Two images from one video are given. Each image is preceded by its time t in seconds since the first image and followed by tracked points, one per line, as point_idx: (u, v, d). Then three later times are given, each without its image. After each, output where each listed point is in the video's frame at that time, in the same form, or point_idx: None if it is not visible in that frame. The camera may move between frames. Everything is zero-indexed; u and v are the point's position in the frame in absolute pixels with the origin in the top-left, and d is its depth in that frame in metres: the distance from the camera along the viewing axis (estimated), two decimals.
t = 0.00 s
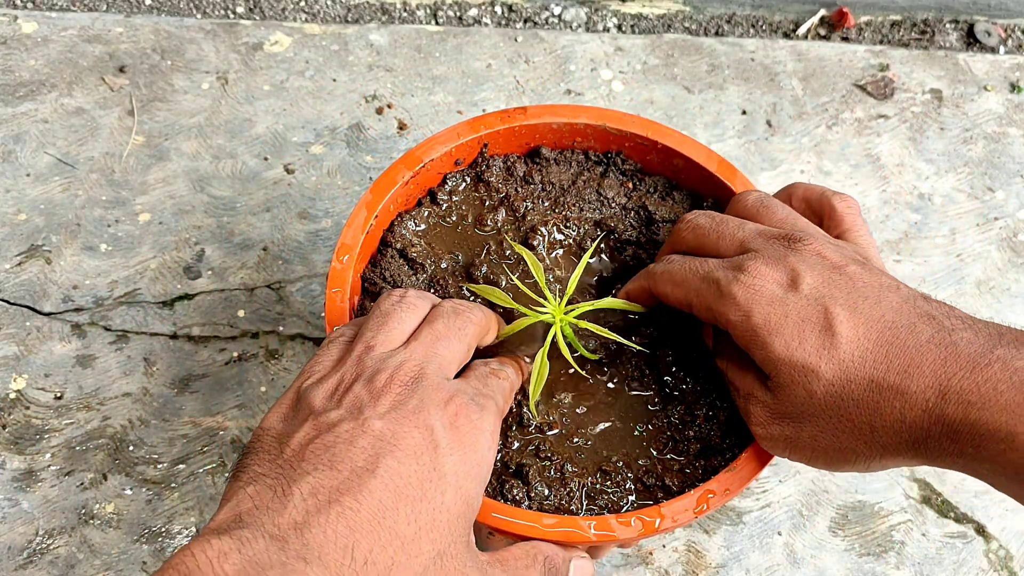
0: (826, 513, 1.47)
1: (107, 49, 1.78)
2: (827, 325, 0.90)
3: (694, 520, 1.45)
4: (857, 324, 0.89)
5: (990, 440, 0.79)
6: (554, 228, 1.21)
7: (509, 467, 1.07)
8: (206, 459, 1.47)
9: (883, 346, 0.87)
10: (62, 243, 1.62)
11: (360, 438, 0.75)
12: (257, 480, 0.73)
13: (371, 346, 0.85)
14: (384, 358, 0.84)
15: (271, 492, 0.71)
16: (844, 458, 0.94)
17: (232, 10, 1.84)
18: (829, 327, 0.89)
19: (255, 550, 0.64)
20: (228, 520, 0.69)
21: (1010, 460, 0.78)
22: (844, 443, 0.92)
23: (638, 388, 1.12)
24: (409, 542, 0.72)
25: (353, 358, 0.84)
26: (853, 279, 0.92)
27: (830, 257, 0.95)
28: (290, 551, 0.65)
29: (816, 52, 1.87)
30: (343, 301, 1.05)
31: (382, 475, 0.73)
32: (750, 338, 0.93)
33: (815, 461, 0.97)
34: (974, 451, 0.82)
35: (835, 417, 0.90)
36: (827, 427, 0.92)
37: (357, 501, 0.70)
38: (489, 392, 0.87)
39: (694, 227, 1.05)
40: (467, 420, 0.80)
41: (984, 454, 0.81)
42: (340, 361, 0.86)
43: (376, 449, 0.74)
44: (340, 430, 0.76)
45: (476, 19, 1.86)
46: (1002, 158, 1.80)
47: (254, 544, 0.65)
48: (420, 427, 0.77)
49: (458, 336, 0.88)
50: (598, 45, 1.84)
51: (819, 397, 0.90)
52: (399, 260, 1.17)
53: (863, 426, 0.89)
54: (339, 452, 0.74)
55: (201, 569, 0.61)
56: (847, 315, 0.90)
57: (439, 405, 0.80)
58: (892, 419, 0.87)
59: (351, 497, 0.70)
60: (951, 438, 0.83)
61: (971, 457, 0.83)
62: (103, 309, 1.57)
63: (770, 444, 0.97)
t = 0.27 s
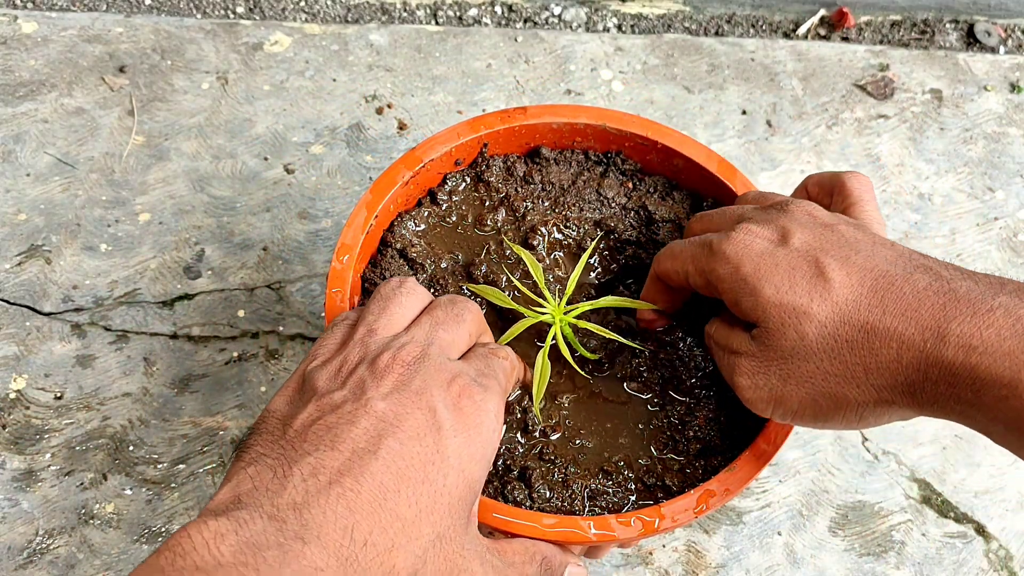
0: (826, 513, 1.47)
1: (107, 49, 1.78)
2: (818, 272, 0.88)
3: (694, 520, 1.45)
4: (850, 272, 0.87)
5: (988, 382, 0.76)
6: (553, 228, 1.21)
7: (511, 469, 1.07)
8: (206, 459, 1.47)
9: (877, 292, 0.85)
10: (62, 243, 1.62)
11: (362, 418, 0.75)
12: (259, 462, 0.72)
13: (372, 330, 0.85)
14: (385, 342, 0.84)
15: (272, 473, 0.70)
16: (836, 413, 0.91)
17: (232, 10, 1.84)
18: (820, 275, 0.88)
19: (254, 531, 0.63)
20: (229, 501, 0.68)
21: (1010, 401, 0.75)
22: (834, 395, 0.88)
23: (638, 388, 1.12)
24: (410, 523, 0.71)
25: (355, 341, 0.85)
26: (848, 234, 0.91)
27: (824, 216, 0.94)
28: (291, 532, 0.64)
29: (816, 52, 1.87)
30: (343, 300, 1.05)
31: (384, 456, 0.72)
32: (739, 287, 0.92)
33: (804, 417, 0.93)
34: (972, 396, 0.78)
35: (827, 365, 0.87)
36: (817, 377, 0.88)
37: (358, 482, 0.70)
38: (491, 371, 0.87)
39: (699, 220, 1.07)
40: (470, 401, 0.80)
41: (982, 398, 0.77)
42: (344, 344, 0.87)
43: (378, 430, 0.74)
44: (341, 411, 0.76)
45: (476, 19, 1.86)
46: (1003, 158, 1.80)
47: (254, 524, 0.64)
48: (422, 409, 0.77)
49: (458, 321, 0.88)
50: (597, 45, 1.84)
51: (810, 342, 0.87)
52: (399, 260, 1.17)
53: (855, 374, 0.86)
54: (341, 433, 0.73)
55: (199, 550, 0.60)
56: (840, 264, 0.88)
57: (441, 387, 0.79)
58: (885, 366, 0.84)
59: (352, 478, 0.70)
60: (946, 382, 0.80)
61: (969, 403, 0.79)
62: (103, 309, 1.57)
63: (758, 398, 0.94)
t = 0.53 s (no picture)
0: (826, 513, 1.47)
1: (107, 49, 1.78)
2: (810, 262, 0.87)
3: (694, 520, 1.45)
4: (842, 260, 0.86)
5: (977, 364, 0.71)
6: (553, 228, 1.21)
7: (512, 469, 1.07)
8: (206, 459, 1.47)
9: (869, 278, 0.83)
10: (62, 243, 1.62)
11: (386, 420, 0.74)
12: (286, 470, 0.70)
13: (378, 342, 0.85)
14: (391, 351, 0.84)
15: (303, 477, 0.68)
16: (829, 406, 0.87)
17: (232, 10, 1.84)
18: (812, 264, 0.87)
19: (289, 527, 0.61)
20: (259, 508, 0.66)
21: (1000, 383, 0.69)
22: (825, 385, 0.85)
23: (638, 388, 1.12)
24: (446, 514, 0.69)
25: (361, 355, 0.84)
26: (844, 232, 0.90)
27: (821, 218, 0.94)
28: (328, 525, 0.62)
29: (816, 52, 1.87)
30: (342, 300, 1.04)
31: (415, 451, 0.71)
32: (729, 277, 0.92)
33: (796, 410, 0.90)
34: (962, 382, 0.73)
35: (816, 352, 0.85)
36: (806, 366, 0.86)
37: (391, 476, 0.68)
38: (502, 378, 0.89)
39: (697, 224, 1.09)
40: (489, 400, 0.81)
41: (972, 383, 0.72)
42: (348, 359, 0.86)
43: (405, 428, 0.73)
44: (365, 416, 0.75)
45: (476, 19, 1.86)
46: (1002, 158, 1.80)
47: (289, 522, 0.62)
48: (446, 406, 0.76)
49: (461, 325, 0.89)
50: (598, 44, 1.84)
51: (799, 328, 0.86)
52: (399, 260, 1.16)
53: (845, 361, 0.83)
54: (368, 434, 0.72)
55: (234, 549, 0.58)
56: (834, 256, 0.87)
57: (460, 386, 0.80)
58: (874, 353, 0.81)
59: (384, 474, 0.68)
60: (937, 368, 0.75)
61: (961, 390, 0.73)
62: (103, 309, 1.57)
63: (747, 388, 0.92)
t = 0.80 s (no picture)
0: (826, 513, 1.47)
1: (107, 49, 1.78)
2: (806, 223, 0.87)
3: (694, 520, 1.45)
4: (839, 219, 0.86)
5: (976, 299, 0.70)
6: (553, 228, 1.22)
7: (512, 470, 1.07)
8: (206, 459, 1.47)
9: (865, 232, 0.82)
10: (62, 243, 1.62)
11: (385, 401, 0.73)
12: (283, 452, 0.69)
13: (371, 323, 0.86)
14: (385, 331, 0.85)
15: (300, 459, 0.67)
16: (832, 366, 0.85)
17: (232, 10, 1.84)
18: (807, 225, 0.87)
19: (288, 513, 0.60)
20: (257, 491, 0.65)
21: (1000, 317, 0.67)
22: (826, 342, 0.84)
23: (638, 388, 1.12)
24: (444, 500, 0.69)
25: (354, 336, 0.85)
26: (840, 198, 0.91)
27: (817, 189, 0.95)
28: (327, 512, 0.61)
29: (816, 52, 1.87)
30: (341, 299, 1.04)
31: (414, 434, 0.70)
32: (725, 244, 0.92)
33: (800, 373, 0.88)
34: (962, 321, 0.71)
35: (815, 309, 0.84)
36: (807, 324, 0.85)
37: (389, 461, 0.67)
38: (500, 359, 0.87)
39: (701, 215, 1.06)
40: (487, 382, 0.80)
41: (973, 322, 0.70)
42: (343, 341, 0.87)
43: (403, 410, 0.72)
44: (363, 397, 0.74)
45: (476, 19, 1.86)
46: (1003, 158, 1.80)
47: (288, 508, 0.61)
48: (444, 389, 0.76)
49: (455, 307, 0.89)
50: (598, 44, 1.84)
51: (797, 286, 0.85)
52: (399, 260, 1.16)
53: (845, 315, 0.82)
54: (366, 417, 0.72)
55: (233, 535, 0.57)
56: (829, 216, 0.87)
57: (458, 368, 0.79)
58: (873, 303, 0.79)
59: (382, 458, 0.68)
60: (937, 309, 0.73)
61: (963, 329, 0.71)
62: (103, 309, 1.57)
63: (749, 358, 0.91)
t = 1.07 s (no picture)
0: (826, 513, 1.47)
1: (107, 49, 1.78)
2: (800, 226, 0.88)
3: (694, 520, 1.45)
4: (833, 221, 0.86)
5: (977, 289, 0.70)
6: (553, 228, 1.22)
7: (512, 470, 1.07)
8: (206, 459, 1.47)
9: (860, 232, 0.83)
10: (62, 243, 1.62)
11: (373, 401, 0.73)
12: (272, 450, 0.70)
13: (366, 328, 0.85)
14: (380, 337, 0.84)
15: (289, 456, 0.67)
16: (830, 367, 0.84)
17: (232, 10, 1.84)
18: (800, 227, 0.88)
19: (275, 507, 0.60)
20: (245, 487, 0.64)
21: (1002, 306, 0.67)
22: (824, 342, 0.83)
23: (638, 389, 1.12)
24: (433, 498, 0.69)
25: (348, 340, 0.84)
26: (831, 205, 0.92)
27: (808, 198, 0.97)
28: (314, 506, 0.61)
29: (816, 52, 1.87)
30: (341, 299, 1.04)
31: (403, 432, 0.71)
32: (720, 247, 0.92)
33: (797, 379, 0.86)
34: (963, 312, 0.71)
35: (812, 308, 0.83)
36: (803, 324, 0.84)
37: (378, 458, 0.67)
38: (490, 361, 0.88)
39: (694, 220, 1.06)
40: (477, 384, 0.80)
41: (973, 315, 0.70)
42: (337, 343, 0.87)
43: (393, 409, 0.73)
44: (352, 398, 0.74)
45: (476, 19, 1.86)
46: (1003, 158, 1.80)
47: (275, 502, 0.61)
48: (434, 390, 0.76)
49: (454, 320, 0.88)
50: (598, 44, 1.84)
51: (794, 285, 0.85)
52: (399, 260, 1.16)
53: (844, 312, 0.81)
54: (355, 416, 0.72)
55: (219, 528, 0.56)
56: (822, 219, 0.88)
57: (449, 369, 0.79)
58: (872, 300, 0.79)
59: (371, 455, 0.68)
60: (938, 302, 0.73)
61: (964, 321, 0.71)
62: (103, 309, 1.57)
63: (750, 374, 0.86)
